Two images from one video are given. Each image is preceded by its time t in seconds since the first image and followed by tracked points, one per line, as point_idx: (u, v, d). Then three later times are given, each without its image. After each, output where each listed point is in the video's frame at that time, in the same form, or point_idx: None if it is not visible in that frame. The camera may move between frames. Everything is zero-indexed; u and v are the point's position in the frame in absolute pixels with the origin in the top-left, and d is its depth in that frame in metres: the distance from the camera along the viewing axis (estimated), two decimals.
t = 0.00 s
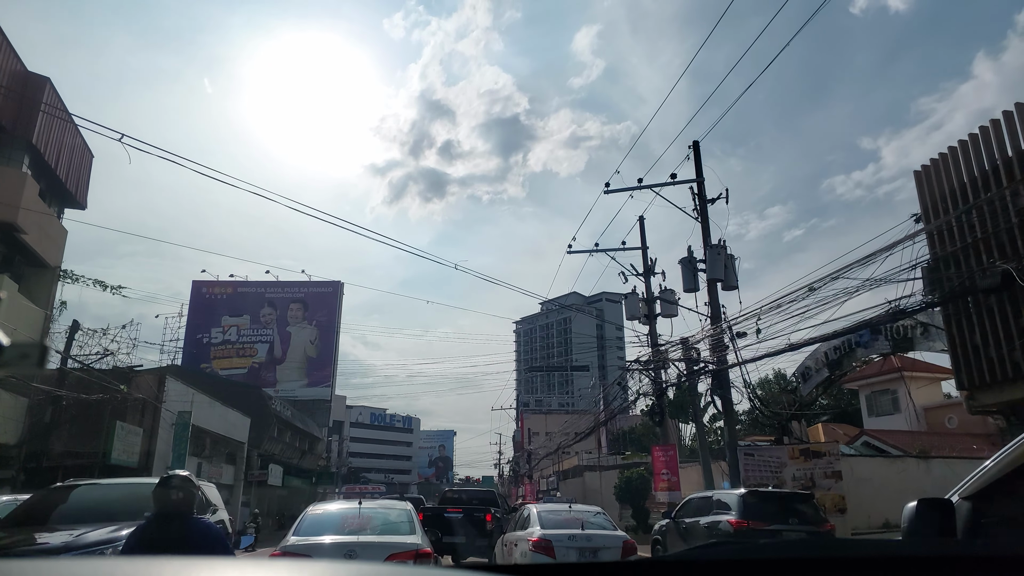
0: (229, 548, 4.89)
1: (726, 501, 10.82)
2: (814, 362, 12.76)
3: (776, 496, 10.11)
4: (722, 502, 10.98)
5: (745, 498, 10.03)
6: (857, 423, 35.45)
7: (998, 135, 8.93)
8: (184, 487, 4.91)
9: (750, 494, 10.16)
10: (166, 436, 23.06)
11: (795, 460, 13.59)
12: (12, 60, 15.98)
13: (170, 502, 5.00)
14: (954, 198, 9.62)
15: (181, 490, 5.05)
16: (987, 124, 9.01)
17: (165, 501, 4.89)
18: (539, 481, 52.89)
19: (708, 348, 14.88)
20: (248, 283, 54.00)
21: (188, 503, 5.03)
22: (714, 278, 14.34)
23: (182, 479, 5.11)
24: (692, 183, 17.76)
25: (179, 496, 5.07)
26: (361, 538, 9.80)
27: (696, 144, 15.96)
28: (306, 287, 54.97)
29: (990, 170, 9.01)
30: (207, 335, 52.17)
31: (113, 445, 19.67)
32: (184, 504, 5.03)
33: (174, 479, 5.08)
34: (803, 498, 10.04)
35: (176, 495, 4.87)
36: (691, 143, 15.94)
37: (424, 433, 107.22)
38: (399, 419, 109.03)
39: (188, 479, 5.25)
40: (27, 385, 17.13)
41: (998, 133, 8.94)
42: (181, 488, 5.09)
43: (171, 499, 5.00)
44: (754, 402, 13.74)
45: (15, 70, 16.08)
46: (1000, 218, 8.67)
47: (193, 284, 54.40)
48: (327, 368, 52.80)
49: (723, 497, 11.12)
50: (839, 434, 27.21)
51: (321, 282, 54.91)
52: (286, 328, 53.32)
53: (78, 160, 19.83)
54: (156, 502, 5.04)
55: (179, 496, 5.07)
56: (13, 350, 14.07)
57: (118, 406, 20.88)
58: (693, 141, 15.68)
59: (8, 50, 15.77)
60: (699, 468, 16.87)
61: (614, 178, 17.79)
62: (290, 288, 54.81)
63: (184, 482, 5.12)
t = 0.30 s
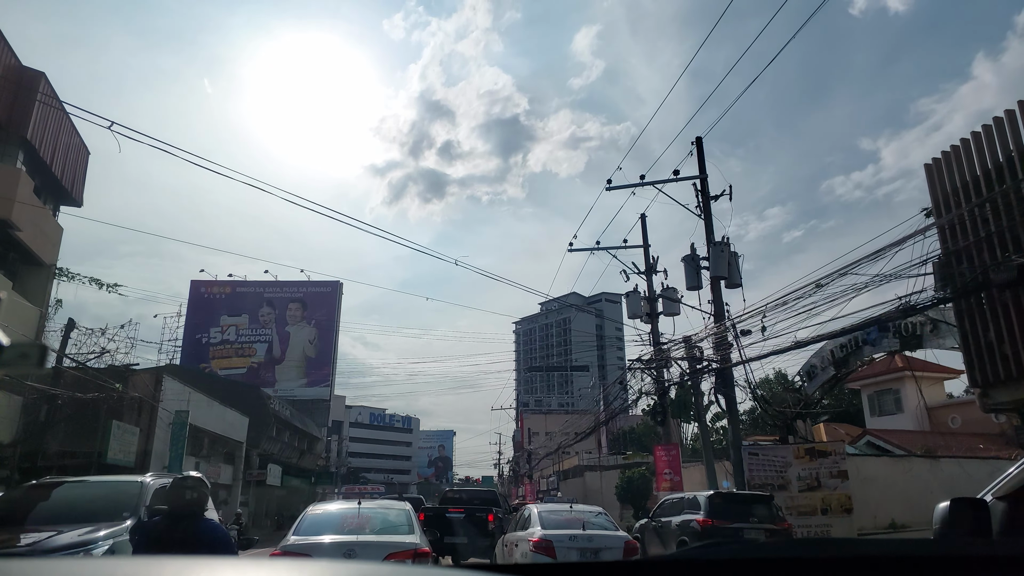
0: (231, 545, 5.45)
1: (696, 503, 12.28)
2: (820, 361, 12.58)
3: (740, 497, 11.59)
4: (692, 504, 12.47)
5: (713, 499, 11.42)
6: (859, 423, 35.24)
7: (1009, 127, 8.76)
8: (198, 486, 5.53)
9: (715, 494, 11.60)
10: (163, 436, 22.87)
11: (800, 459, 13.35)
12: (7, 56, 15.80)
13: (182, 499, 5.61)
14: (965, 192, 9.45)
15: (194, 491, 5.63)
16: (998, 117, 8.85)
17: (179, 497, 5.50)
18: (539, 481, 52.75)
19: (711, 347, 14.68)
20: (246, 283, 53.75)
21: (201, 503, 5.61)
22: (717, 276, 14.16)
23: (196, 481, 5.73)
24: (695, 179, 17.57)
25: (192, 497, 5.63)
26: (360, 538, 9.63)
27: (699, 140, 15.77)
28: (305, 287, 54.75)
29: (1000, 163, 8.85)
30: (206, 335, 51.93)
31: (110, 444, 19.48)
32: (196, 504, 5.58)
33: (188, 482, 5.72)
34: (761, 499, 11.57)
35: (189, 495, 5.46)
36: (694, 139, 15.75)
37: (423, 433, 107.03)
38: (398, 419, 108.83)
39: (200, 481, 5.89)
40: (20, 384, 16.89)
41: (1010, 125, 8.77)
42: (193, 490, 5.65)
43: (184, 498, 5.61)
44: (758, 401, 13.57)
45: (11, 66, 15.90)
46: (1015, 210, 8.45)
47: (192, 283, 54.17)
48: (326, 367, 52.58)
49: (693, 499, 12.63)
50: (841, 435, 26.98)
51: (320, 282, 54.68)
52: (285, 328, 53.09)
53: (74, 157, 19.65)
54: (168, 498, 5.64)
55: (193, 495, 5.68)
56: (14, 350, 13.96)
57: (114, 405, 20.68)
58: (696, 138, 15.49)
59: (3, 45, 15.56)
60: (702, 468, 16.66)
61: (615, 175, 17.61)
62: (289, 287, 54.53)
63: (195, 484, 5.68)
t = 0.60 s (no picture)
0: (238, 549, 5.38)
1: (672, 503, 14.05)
2: (825, 359, 12.34)
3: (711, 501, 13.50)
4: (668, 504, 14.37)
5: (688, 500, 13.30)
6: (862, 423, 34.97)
7: None
8: (208, 488, 5.47)
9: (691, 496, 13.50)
10: (160, 436, 22.67)
11: (806, 459, 13.13)
12: None
13: (190, 500, 5.61)
14: (980, 183, 9.21)
15: (202, 493, 5.58)
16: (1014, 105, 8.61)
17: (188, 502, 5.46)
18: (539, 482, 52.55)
19: (715, 345, 14.46)
20: (245, 283, 53.52)
21: (208, 504, 5.55)
22: (722, 272, 13.94)
23: (203, 482, 5.68)
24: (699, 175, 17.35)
25: (199, 498, 5.59)
26: (359, 538, 9.42)
27: (703, 135, 15.56)
28: (304, 286, 54.51)
29: (1016, 153, 8.61)
30: (205, 335, 51.73)
31: (106, 446, 19.28)
32: (204, 505, 5.55)
33: (197, 481, 5.65)
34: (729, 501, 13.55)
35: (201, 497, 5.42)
36: (697, 134, 15.55)
37: (422, 434, 106.82)
38: (398, 420, 108.57)
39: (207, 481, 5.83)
40: (15, 383, 16.68)
41: None
42: (201, 491, 5.59)
43: (192, 499, 5.58)
44: (762, 400, 13.36)
45: (3, 57, 15.65)
46: None
47: (190, 282, 53.94)
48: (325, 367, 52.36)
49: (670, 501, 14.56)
50: (844, 434, 26.72)
51: (319, 282, 54.42)
52: (284, 328, 52.87)
53: (70, 153, 19.41)
54: (176, 498, 5.63)
55: (199, 497, 5.61)
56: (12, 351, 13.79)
57: (110, 405, 20.48)
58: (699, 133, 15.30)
59: None
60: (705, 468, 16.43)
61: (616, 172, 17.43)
62: (288, 287, 54.27)
63: (205, 486, 5.65)
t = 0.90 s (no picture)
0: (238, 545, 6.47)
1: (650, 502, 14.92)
2: (832, 357, 12.12)
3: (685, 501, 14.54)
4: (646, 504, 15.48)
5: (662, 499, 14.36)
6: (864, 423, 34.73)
7: None
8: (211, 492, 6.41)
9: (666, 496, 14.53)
10: (156, 436, 22.45)
11: (812, 458, 12.90)
12: None
13: (195, 501, 6.52)
14: (996, 174, 8.96)
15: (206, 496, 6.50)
16: None
17: (195, 502, 6.36)
18: (539, 482, 52.33)
19: (719, 343, 14.24)
20: (244, 282, 53.24)
21: (210, 506, 6.47)
22: (726, 269, 13.72)
23: (207, 486, 6.58)
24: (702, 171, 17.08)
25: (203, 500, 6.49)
26: (358, 538, 9.21)
27: (706, 130, 15.33)
28: (302, 286, 54.26)
29: None
30: (203, 335, 51.46)
31: (100, 445, 18.99)
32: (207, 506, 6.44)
33: (201, 484, 6.58)
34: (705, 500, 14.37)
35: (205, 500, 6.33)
36: (701, 129, 15.33)
37: (421, 434, 106.57)
38: (397, 420, 108.30)
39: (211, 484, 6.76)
40: (9, 382, 16.42)
41: None
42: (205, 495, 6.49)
43: (197, 500, 6.49)
44: (768, 399, 13.13)
45: None
46: None
47: (189, 282, 53.67)
48: (324, 367, 52.11)
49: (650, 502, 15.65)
50: (847, 435, 26.45)
51: (317, 281, 54.17)
52: (283, 328, 52.62)
53: (65, 149, 19.20)
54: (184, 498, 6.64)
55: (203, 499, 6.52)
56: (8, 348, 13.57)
57: (106, 404, 20.28)
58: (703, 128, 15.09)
59: None
60: (709, 469, 16.18)
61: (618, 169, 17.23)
62: (286, 286, 54.01)
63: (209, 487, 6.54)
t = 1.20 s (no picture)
0: (239, 546, 6.51)
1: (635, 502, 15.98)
2: (840, 353, 11.88)
3: (665, 503, 15.37)
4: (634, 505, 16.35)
5: (645, 500, 15.25)
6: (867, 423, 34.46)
7: None
8: (209, 493, 6.48)
9: (648, 497, 15.30)
10: (153, 436, 22.20)
11: (819, 457, 12.66)
12: None
13: (193, 502, 6.55)
14: (1013, 163, 8.72)
15: (204, 497, 6.55)
16: None
17: (192, 504, 6.42)
18: (540, 482, 52.03)
19: (723, 340, 14.01)
20: (242, 282, 53.03)
21: (207, 507, 6.53)
22: (731, 265, 13.48)
23: (204, 487, 6.63)
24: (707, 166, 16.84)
25: (201, 500, 6.53)
26: (357, 539, 8.99)
27: (710, 124, 15.09)
28: (301, 286, 54.04)
29: None
30: (202, 335, 51.22)
31: (96, 445, 18.73)
32: (204, 506, 6.51)
33: (198, 485, 6.64)
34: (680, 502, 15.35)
35: (202, 501, 6.38)
36: (705, 123, 15.10)
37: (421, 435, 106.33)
38: (396, 421, 108.03)
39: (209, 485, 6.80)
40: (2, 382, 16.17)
41: None
42: (203, 495, 6.54)
43: (195, 501, 6.54)
44: (774, 397, 12.89)
45: None
46: None
47: (187, 282, 53.44)
48: (323, 367, 51.86)
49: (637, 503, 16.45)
50: (850, 434, 26.19)
51: (316, 281, 53.96)
52: (282, 328, 52.38)
53: (59, 145, 18.96)
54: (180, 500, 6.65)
55: (200, 500, 6.57)
56: (10, 350, 13.32)
57: (102, 404, 20.07)
58: (707, 121, 14.85)
59: None
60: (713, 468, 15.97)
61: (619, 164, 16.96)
62: (285, 286, 53.77)
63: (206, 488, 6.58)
